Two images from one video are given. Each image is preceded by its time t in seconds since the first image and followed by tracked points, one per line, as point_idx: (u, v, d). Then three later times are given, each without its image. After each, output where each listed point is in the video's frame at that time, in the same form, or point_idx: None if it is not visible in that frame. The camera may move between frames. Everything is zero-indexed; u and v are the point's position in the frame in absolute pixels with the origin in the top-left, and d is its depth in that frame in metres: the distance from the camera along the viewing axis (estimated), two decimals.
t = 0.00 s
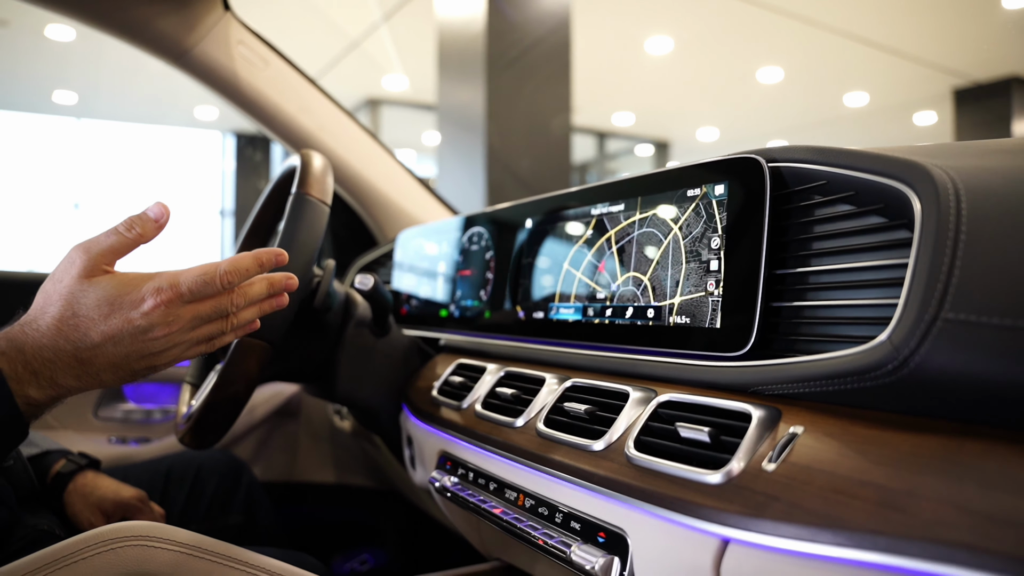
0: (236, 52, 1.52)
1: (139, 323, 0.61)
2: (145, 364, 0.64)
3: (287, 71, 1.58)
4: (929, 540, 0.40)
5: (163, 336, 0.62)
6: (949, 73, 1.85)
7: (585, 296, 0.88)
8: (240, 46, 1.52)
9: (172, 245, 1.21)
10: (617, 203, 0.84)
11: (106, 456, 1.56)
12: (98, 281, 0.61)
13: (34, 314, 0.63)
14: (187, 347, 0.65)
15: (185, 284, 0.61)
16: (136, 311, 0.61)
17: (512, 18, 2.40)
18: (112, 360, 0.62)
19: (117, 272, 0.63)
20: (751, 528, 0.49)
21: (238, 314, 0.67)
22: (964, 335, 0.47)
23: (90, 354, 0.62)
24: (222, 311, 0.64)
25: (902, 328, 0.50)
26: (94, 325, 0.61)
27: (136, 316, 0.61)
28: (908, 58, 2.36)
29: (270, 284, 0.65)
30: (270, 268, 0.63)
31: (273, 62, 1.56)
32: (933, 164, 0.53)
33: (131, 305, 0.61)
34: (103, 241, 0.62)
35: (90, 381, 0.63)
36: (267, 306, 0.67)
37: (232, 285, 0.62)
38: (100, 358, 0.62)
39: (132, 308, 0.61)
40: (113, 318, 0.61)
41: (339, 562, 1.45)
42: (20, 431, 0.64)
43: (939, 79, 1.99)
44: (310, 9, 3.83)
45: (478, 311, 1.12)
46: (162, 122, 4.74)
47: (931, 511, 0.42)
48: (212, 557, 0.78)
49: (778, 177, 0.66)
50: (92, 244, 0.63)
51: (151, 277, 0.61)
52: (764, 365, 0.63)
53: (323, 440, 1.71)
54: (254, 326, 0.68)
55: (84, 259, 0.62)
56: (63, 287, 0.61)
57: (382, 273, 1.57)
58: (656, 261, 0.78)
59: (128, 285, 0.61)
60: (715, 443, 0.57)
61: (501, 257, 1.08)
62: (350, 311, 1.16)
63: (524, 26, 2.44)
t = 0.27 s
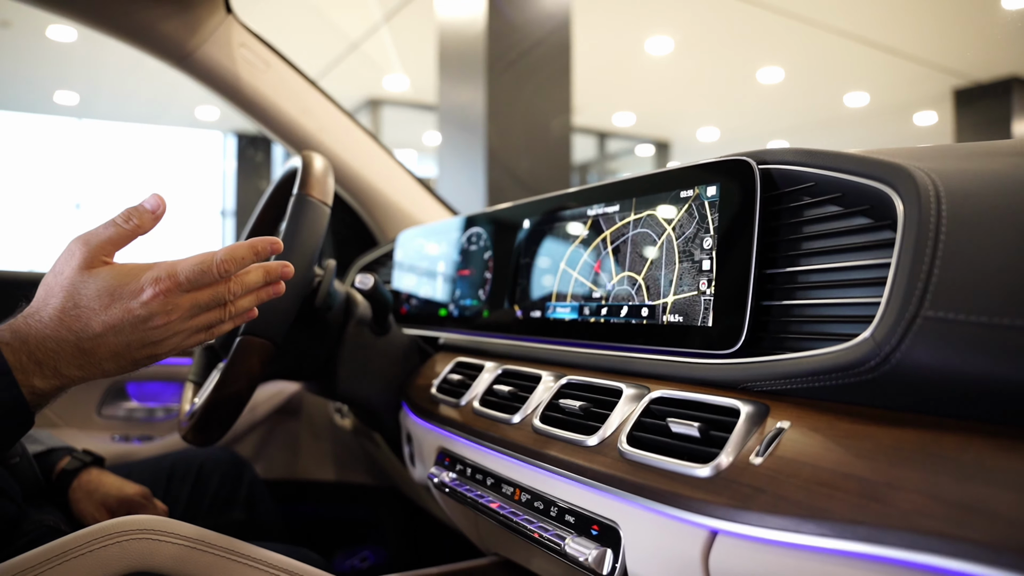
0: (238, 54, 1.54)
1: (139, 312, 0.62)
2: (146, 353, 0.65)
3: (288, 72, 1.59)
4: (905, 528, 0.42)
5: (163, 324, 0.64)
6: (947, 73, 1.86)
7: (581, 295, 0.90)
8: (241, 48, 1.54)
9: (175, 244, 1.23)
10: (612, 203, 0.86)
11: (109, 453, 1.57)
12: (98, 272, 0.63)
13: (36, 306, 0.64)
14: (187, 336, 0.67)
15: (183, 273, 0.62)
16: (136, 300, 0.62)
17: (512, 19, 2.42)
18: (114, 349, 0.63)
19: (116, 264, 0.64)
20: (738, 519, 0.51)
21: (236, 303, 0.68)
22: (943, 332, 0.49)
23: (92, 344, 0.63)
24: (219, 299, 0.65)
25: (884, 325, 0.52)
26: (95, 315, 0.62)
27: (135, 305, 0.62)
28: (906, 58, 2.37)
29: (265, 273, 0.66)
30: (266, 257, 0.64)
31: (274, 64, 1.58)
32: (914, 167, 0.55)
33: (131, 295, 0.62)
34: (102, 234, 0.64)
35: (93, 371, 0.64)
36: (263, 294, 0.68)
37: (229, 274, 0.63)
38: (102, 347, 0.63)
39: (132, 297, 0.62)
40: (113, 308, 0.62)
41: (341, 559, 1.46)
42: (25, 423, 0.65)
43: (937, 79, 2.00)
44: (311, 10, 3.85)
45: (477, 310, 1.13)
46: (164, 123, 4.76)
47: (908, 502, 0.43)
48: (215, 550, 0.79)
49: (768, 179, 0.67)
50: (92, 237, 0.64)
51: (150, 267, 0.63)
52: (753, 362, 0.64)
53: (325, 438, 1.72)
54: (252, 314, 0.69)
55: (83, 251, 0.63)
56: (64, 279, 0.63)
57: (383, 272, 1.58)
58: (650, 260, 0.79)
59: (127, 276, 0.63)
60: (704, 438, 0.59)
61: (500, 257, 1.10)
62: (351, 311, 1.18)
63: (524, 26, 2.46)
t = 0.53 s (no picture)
0: (237, 58, 1.56)
1: (135, 313, 0.64)
2: (143, 353, 0.66)
3: (286, 76, 1.61)
4: (874, 526, 0.43)
5: (159, 325, 0.65)
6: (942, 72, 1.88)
7: (572, 298, 0.91)
8: (240, 52, 1.56)
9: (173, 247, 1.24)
10: (603, 208, 0.88)
11: (109, 453, 1.59)
12: (96, 274, 0.64)
13: (36, 309, 0.65)
14: (183, 337, 0.68)
15: (179, 274, 0.64)
16: (132, 301, 0.63)
17: (510, 21, 2.43)
18: (112, 349, 0.64)
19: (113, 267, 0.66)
20: (717, 517, 0.52)
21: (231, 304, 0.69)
22: (914, 335, 0.50)
23: (90, 345, 0.64)
24: (214, 300, 0.67)
25: (858, 329, 0.53)
26: (92, 316, 0.63)
27: (132, 306, 0.63)
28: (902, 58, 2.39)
29: (259, 274, 0.68)
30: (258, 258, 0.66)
31: (272, 68, 1.59)
32: (890, 173, 0.56)
33: (128, 296, 0.64)
34: (100, 238, 0.66)
35: (91, 371, 0.65)
36: (257, 295, 0.69)
37: (222, 275, 0.65)
38: (99, 348, 0.64)
39: (129, 298, 0.63)
40: (111, 309, 0.63)
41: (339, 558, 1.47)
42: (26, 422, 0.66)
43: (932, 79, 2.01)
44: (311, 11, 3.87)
45: (471, 312, 1.15)
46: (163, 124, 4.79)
47: (877, 500, 0.45)
48: (213, 548, 0.81)
49: (752, 185, 0.69)
50: (90, 241, 0.66)
51: (146, 269, 0.64)
52: (736, 364, 0.66)
53: (323, 438, 1.74)
54: (246, 316, 0.70)
55: (82, 254, 0.65)
56: (63, 281, 0.64)
57: (380, 274, 1.60)
58: (638, 264, 0.81)
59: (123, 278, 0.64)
60: (686, 438, 0.60)
61: (493, 260, 1.12)
62: (347, 312, 1.19)
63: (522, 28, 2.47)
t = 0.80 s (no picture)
0: (241, 62, 1.58)
1: (146, 313, 0.66)
2: (153, 353, 0.69)
3: (289, 80, 1.63)
4: (859, 520, 0.45)
5: (169, 325, 0.67)
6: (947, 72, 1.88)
7: (571, 300, 0.93)
8: (244, 56, 1.58)
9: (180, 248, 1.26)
10: (600, 212, 0.90)
11: (115, 451, 1.62)
12: (108, 276, 0.66)
13: (50, 310, 0.67)
14: (192, 337, 0.70)
15: (188, 276, 0.66)
16: (143, 302, 0.65)
17: (511, 23, 2.44)
18: (123, 349, 0.66)
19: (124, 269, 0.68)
20: (709, 512, 0.55)
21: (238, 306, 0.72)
22: (897, 337, 0.52)
23: (102, 344, 0.66)
24: (222, 302, 0.69)
25: (843, 332, 0.55)
26: (104, 317, 0.65)
27: (143, 308, 0.65)
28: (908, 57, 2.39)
29: (265, 276, 0.70)
30: (265, 261, 0.68)
31: (276, 72, 1.61)
32: (875, 181, 0.58)
33: (139, 297, 0.66)
34: (112, 240, 0.68)
35: (103, 370, 0.67)
36: (263, 298, 0.72)
37: (230, 277, 0.67)
38: (111, 348, 0.66)
39: (140, 299, 0.65)
40: (123, 310, 0.65)
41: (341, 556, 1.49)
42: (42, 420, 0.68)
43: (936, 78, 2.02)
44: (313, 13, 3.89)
45: (472, 313, 1.17)
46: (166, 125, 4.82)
47: (860, 494, 0.47)
48: (220, 543, 0.83)
49: (745, 191, 0.70)
50: (102, 244, 0.68)
51: (157, 271, 0.66)
52: (728, 364, 0.68)
53: (326, 437, 1.76)
54: (252, 317, 0.73)
55: (94, 256, 0.67)
56: (76, 283, 0.66)
57: (382, 275, 1.62)
58: (635, 267, 0.83)
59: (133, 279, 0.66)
60: (679, 436, 0.63)
61: (494, 262, 1.14)
62: (351, 313, 1.21)
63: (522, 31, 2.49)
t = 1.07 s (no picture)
0: (251, 68, 1.61)
1: (174, 317, 0.69)
2: (179, 355, 0.72)
3: (298, 85, 1.67)
4: (846, 507, 0.49)
5: (195, 329, 0.70)
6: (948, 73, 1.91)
7: (576, 301, 0.97)
8: (254, 63, 1.61)
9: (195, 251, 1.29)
10: (604, 216, 0.93)
11: (128, 449, 1.65)
12: (137, 282, 0.69)
13: (83, 314, 0.70)
14: (216, 340, 0.73)
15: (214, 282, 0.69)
16: (172, 307, 0.69)
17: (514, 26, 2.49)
18: (152, 352, 0.70)
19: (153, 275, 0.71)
20: (708, 502, 0.58)
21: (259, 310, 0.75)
22: (884, 337, 0.55)
23: (132, 347, 0.69)
24: (245, 307, 0.72)
25: (835, 332, 0.59)
26: (135, 321, 0.69)
27: (171, 312, 0.69)
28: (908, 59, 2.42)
29: (286, 282, 0.74)
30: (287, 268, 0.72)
31: (285, 78, 1.65)
32: (864, 189, 0.61)
33: (167, 303, 0.69)
34: (142, 248, 0.71)
35: (132, 371, 0.71)
36: (284, 302, 0.75)
37: (253, 283, 0.71)
38: (141, 350, 0.70)
39: (168, 305, 0.69)
40: (152, 314, 0.69)
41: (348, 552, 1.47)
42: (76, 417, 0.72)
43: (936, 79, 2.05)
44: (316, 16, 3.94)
45: (478, 314, 1.20)
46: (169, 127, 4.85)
47: (849, 484, 0.50)
48: (241, 536, 0.87)
49: (743, 197, 0.74)
50: (132, 251, 0.71)
51: (184, 277, 0.70)
52: (727, 362, 0.71)
53: (334, 436, 1.80)
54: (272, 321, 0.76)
55: (125, 263, 0.70)
56: (108, 288, 0.69)
57: (389, 277, 1.66)
58: (637, 269, 0.86)
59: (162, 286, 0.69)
60: (680, 431, 0.66)
61: (500, 264, 1.17)
62: (361, 314, 1.25)
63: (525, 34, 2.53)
